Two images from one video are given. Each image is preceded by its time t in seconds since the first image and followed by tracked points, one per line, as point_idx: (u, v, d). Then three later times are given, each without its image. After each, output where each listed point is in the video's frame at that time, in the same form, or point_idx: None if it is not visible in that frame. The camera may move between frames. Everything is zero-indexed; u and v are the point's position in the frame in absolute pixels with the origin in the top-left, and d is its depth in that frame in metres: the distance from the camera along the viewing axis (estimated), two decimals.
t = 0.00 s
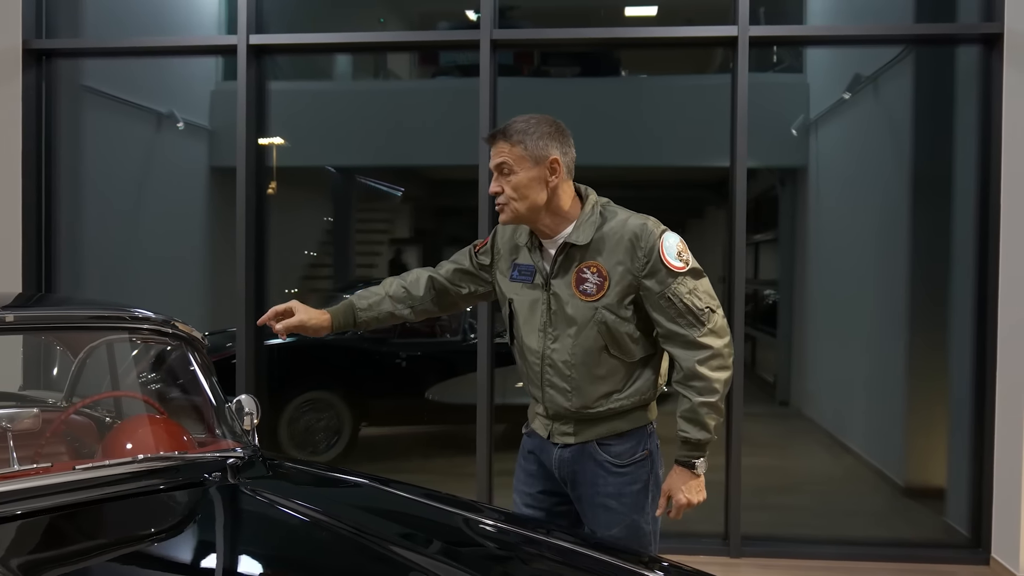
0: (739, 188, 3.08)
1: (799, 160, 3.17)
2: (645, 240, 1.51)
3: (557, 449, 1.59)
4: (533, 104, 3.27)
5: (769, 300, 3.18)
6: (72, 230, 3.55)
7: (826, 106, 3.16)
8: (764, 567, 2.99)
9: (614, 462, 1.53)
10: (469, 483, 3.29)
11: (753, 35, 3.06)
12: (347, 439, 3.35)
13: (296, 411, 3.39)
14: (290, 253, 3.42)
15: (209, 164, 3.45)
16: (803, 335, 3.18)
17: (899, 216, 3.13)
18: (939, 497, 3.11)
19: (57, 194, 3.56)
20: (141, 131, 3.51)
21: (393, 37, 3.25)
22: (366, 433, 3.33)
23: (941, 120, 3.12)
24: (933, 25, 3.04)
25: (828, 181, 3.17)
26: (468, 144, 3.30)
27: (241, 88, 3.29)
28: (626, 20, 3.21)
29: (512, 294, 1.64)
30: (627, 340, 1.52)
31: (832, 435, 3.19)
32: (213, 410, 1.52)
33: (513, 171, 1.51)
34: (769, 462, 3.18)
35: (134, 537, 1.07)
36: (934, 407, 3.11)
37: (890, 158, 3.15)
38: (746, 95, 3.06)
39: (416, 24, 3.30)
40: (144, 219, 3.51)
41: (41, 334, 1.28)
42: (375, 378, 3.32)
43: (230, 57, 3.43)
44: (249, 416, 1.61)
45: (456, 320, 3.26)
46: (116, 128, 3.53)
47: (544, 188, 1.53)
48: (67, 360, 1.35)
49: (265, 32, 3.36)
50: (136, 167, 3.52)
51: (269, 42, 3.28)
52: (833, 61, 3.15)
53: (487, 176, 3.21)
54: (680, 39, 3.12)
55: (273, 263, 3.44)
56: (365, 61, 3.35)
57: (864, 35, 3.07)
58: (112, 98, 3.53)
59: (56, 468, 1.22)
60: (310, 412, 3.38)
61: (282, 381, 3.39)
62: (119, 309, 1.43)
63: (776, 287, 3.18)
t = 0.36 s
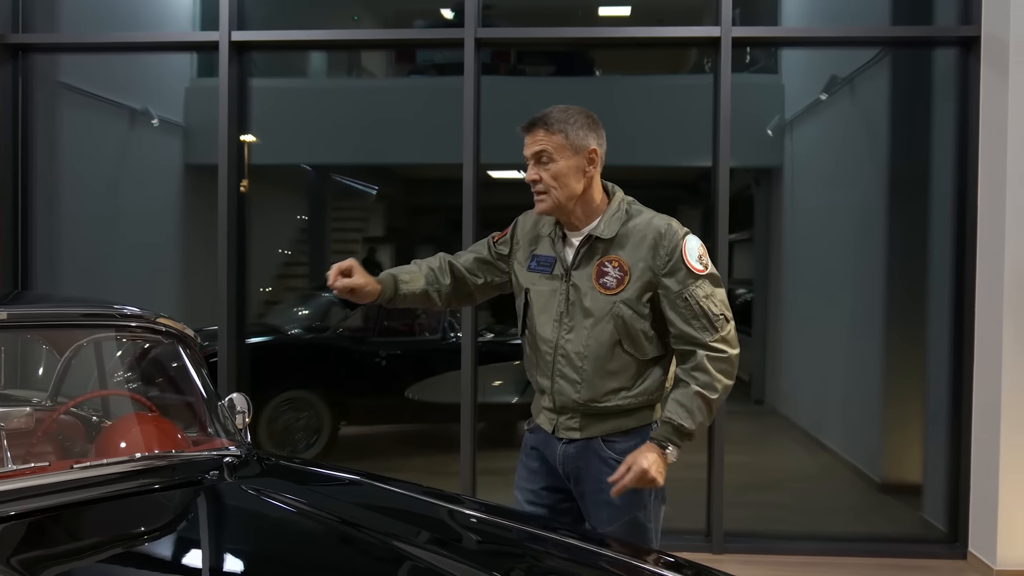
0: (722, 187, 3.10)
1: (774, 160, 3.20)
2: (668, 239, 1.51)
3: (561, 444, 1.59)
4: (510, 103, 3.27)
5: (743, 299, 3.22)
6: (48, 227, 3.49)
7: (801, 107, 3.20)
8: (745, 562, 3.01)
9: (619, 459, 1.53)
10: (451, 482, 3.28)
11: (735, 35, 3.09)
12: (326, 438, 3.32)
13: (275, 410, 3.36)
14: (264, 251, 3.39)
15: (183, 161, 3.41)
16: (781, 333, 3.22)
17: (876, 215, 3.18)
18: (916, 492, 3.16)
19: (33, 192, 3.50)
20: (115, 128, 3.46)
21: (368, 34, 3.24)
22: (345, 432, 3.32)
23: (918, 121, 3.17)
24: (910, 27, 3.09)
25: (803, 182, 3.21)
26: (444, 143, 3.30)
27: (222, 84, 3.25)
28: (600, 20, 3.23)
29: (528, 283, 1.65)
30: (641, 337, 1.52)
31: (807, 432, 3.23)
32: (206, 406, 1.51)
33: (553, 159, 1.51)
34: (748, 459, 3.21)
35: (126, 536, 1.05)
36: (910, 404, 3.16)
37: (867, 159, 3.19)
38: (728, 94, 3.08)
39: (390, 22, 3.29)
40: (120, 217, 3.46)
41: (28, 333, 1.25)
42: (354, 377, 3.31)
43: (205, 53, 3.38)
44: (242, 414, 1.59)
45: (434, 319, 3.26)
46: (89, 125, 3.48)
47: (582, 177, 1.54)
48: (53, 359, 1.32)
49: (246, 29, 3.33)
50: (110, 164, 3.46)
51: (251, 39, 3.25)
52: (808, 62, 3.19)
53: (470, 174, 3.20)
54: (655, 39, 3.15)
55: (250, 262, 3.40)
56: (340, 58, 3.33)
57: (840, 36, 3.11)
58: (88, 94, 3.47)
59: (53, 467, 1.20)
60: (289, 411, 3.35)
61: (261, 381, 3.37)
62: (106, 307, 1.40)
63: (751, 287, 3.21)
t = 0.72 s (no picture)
0: (704, 185, 3.12)
1: (748, 159, 3.23)
2: (682, 242, 1.51)
3: (563, 438, 1.59)
4: (485, 101, 3.27)
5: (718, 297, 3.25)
6: (21, 226, 3.42)
7: (775, 106, 3.24)
8: (726, 558, 3.04)
9: (620, 456, 1.53)
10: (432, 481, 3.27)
11: (715, 35, 3.11)
12: (304, 438, 3.30)
13: (253, 409, 3.31)
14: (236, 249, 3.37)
15: (155, 159, 3.37)
16: (758, 330, 3.25)
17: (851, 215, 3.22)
18: (892, 487, 3.21)
19: (4, 190, 3.43)
20: (87, 125, 3.41)
21: (340, 32, 3.22)
22: (324, 431, 3.30)
23: (894, 121, 3.22)
24: (885, 29, 3.14)
25: (775, 180, 3.24)
26: (419, 141, 3.29)
27: (201, 81, 3.21)
28: (572, 19, 3.24)
29: (551, 276, 1.69)
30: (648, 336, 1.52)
31: (783, 429, 3.26)
32: (197, 405, 1.50)
33: (588, 152, 1.53)
34: (725, 456, 3.24)
35: (112, 539, 1.03)
36: (885, 400, 3.21)
37: (843, 159, 3.23)
38: (709, 91, 3.11)
39: (362, 20, 3.27)
40: (92, 216, 3.40)
41: (13, 334, 1.21)
42: (332, 376, 3.29)
43: (177, 51, 3.35)
44: (232, 413, 1.59)
45: (412, 317, 3.28)
46: (59, 122, 3.43)
47: (615, 174, 1.55)
48: (36, 359, 1.27)
49: (225, 25, 3.29)
50: (81, 161, 3.41)
51: (231, 36, 3.21)
52: (781, 63, 3.23)
53: (453, 173, 3.20)
54: (627, 39, 3.17)
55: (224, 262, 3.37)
56: (312, 56, 3.31)
57: (815, 37, 3.15)
58: (60, 91, 3.41)
59: (48, 467, 1.19)
60: (266, 411, 3.31)
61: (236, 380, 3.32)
62: (91, 305, 1.37)
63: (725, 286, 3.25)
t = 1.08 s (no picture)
0: (687, 184, 3.15)
1: (723, 160, 3.26)
2: (675, 243, 1.50)
3: (568, 435, 1.60)
4: (461, 101, 3.27)
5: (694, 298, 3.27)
6: None
7: (751, 108, 3.26)
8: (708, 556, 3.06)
9: (620, 454, 1.54)
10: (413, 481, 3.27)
11: (696, 38, 3.14)
12: (283, 439, 3.29)
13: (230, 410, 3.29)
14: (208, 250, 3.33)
15: (129, 158, 3.33)
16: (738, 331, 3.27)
17: (828, 216, 3.27)
18: (869, 485, 3.26)
19: None
20: (59, 123, 3.35)
21: (312, 31, 3.20)
22: (303, 432, 3.29)
23: (869, 124, 3.28)
24: (860, 33, 3.19)
25: (751, 180, 3.27)
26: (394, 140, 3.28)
27: (183, 79, 3.18)
28: (545, 20, 3.25)
29: (565, 281, 1.75)
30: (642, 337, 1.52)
31: (760, 428, 3.29)
32: (188, 403, 1.50)
33: (573, 174, 1.55)
34: (705, 455, 3.26)
35: (101, 539, 1.02)
36: (861, 398, 3.26)
37: (819, 161, 3.28)
38: (691, 93, 3.13)
39: (336, 19, 3.25)
40: (65, 216, 3.34)
41: None
42: (310, 376, 3.28)
43: (153, 48, 3.31)
44: (223, 412, 1.59)
45: (391, 317, 3.26)
46: (29, 119, 3.36)
47: (605, 188, 1.56)
48: (20, 360, 1.25)
49: (207, 24, 3.26)
50: (52, 159, 3.35)
51: (213, 32, 3.20)
52: (758, 65, 3.26)
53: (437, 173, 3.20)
54: (600, 40, 3.18)
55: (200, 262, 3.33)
56: (285, 54, 3.30)
57: (790, 40, 3.18)
58: (31, 88, 3.35)
59: (46, 467, 1.18)
60: (244, 413, 3.28)
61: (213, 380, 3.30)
62: (79, 305, 1.35)
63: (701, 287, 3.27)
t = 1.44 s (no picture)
0: (677, 185, 3.18)
1: (703, 160, 3.28)
2: (679, 237, 1.52)
3: (571, 434, 1.62)
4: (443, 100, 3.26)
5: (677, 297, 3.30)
6: None
7: (734, 108, 3.29)
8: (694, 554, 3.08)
9: (624, 453, 1.54)
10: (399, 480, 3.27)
11: (684, 39, 3.16)
12: (267, 437, 3.28)
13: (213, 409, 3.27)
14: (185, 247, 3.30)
15: (107, 156, 3.30)
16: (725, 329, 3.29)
17: (811, 217, 3.31)
18: (851, 482, 3.30)
19: None
20: (36, 119, 3.30)
21: (292, 29, 3.18)
22: (287, 430, 3.29)
23: (852, 125, 3.31)
24: (843, 35, 3.22)
25: (732, 180, 3.30)
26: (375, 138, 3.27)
27: (170, 77, 3.16)
28: (525, 18, 3.26)
29: (566, 281, 1.75)
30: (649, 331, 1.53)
31: (743, 427, 3.30)
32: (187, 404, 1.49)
33: (581, 165, 1.57)
34: (688, 452, 3.29)
35: (96, 538, 1.01)
36: (843, 396, 3.30)
37: (802, 162, 3.31)
38: (679, 93, 3.15)
39: (316, 17, 3.24)
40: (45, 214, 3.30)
41: None
42: (295, 374, 3.27)
43: (132, 45, 3.28)
44: (221, 413, 1.59)
45: (375, 315, 3.26)
46: (5, 116, 3.31)
47: (610, 181, 1.58)
48: (13, 361, 1.21)
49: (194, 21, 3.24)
50: (30, 156, 3.30)
51: (200, 31, 3.17)
52: (740, 66, 3.28)
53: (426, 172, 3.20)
54: (579, 41, 3.20)
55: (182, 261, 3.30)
56: (264, 53, 3.28)
57: (772, 42, 3.21)
58: (6, 84, 3.30)
59: (53, 468, 1.19)
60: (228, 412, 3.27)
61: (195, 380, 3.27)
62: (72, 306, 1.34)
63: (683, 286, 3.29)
